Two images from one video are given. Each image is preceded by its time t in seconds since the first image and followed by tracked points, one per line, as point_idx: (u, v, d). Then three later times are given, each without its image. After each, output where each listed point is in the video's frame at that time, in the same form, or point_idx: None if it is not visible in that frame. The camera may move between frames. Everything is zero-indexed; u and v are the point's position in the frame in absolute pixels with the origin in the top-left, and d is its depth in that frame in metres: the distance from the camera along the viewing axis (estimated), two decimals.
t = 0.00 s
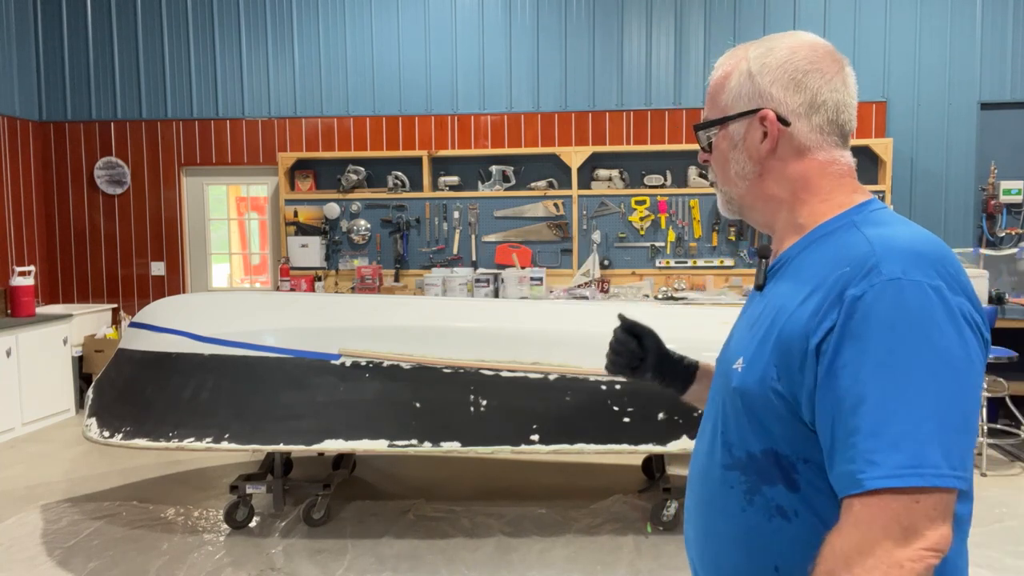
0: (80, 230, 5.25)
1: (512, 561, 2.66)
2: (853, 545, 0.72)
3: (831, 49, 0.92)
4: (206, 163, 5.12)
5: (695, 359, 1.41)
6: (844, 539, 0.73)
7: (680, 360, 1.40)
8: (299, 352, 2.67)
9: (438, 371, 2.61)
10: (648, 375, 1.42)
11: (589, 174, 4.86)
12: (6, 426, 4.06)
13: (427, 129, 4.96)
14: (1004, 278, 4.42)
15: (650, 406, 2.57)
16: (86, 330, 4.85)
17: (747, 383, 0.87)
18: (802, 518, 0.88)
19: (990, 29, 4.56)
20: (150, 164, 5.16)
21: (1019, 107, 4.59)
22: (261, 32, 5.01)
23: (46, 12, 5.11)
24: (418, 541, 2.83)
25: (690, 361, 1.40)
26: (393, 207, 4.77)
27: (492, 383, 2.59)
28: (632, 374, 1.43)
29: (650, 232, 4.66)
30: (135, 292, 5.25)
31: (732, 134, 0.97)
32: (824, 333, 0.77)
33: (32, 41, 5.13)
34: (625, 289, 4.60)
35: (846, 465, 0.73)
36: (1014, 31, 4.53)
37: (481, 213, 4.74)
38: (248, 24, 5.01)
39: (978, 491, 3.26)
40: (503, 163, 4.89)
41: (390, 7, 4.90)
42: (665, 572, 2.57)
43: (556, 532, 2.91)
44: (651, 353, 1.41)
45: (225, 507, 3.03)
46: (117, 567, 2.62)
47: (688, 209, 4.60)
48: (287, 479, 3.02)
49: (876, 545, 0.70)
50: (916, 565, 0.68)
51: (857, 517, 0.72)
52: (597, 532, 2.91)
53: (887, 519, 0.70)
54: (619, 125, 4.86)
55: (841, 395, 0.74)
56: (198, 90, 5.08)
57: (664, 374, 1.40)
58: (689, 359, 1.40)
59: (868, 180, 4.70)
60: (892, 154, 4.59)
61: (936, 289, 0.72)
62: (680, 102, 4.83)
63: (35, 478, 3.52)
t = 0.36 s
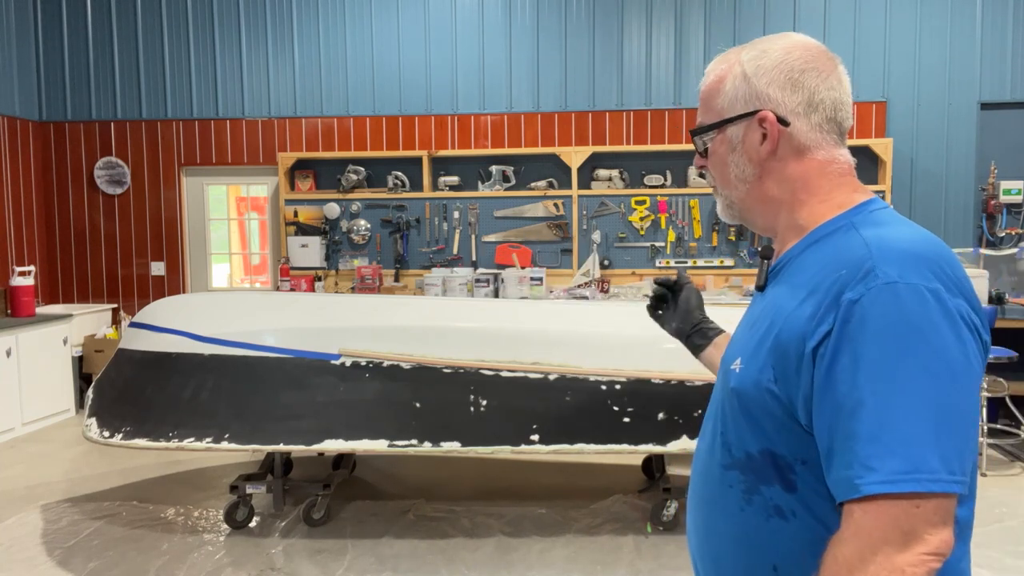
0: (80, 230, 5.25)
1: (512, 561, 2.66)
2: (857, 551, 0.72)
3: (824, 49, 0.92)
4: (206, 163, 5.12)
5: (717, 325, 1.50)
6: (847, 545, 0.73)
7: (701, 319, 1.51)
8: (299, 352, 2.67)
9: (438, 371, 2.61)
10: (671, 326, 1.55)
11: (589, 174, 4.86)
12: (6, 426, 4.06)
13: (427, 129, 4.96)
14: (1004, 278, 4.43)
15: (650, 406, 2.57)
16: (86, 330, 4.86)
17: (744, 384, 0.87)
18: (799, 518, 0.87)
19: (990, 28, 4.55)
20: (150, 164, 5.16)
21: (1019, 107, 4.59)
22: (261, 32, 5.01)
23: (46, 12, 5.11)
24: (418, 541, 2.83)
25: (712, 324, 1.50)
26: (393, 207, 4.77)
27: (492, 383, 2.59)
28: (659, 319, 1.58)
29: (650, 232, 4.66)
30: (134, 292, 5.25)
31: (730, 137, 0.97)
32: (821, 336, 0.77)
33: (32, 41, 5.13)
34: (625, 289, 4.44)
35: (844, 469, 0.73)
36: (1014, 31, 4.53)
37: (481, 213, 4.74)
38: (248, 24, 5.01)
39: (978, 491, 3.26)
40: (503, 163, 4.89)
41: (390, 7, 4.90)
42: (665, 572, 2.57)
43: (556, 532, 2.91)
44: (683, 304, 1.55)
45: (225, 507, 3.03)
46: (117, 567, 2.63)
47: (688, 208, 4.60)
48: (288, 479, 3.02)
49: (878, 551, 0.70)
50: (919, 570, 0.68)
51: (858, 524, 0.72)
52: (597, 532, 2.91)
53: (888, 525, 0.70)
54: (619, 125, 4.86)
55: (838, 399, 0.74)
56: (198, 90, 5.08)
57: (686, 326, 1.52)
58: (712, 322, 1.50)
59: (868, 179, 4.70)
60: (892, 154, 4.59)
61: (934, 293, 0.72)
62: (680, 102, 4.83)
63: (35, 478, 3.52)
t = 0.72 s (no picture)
0: (80, 231, 5.25)
1: (512, 561, 2.66)
2: (890, 562, 0.71)
3: (830, 45, 0.92)
4: (206, 163, 5.12)
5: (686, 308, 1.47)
6: (878, 556, 0.72)
7: (670, 302, 1.47)
8: (299, 352, 2.67)
9: (437, 371, 2.61)
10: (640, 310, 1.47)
11: (589, 174, 4.86)
12: (6, 426, 4.06)
13: (427, 129, 4.96)
14: (1005, 278, 4.47)
15: (650, 406, 2.57)
16: (86, 330, 4.85)
17: (750, 387, 0.87)
18: (802, 520, 0.87)
19: (990, 28, 4.55)
20: (150, 164, 5.16)
21: (1019, 107, 4.59)
22: (261, 33, 5.01)
23: (46, 12, 5.11)
24: (418, 542, 2.83)
25: (680, 307, 1.47)
26: (393, 207, 4.77)
27: (492, 383, 2.59)
28: (620, 306, 1.49)
29: (650, 232, 4.66)
30: (135, 292, 5.25)
31: (735, 134, 0.97)
32: (835, 341, 0.77)
33: (32, 41, 5.13)
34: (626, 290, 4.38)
35: (866, 476, 0.73)
36: (1014, 31, 4.53)
37: (481, 213, 4.74)
38: (248, 24, 5.01)
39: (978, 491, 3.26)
40: (503, 163, 4.89)
41: (391, 8, 4.90)
42: (665, 572, 2.57)
43: (556, 532, 2.91)
44: (643, 288, 1.50)
45: (225, 507, 3.03)
46: (117, 567, 2.63)
47: (688, 209, 4.60)
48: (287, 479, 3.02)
49: (913, 560, 0.70)
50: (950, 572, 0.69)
51: (888, 532, 0.72)
52: (597, 532, 2.91)
53: (919, 530, 0.70)
54: (619, 125, 4.86)
55: (856, 405, 0.74)
56: (199, 91, 5.08)
57: (654, 309, 1.47)
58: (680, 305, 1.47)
59: (868, 179, 4.70)
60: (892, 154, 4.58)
61: (949, 296, 0.72)
62: (680, 102, 4.82)
63: (35, 478, 3.52)
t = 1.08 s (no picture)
0: (80, 231, 5.25)
1: (512, 561, 2.66)
2: (888, 562, 0.72)
3: (830, 45, 0.92)
4: (206, 163, 5.12)
5: (686, 333, 1.43)
6: (876, 557, 0.73)
7: (669, 328, 1.45)
8: (300, 352, 2.67)
9: (438, 371, 2.61)
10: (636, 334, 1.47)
11: (589, 174, 4.86)
12: (6, 426, 4.06)
13: (427, 129, 4.96)
14: (1004, 278, 4.46)
15: (650, 406, 2.57)
16: (86, 330, 4.86)
17: (753, 388, 0.87)
18: (806, 524, 0.87)
19: (989, 28, 4.55)
20: (150, 164, 5.16)
21: (1019, 107, 4.59)
22: (261, 33, 5.01)
23: (46, 11, 5.11)
24: (418, 542, 2.83)
25: (679, 332, 1.44)
26: (393, 207, 4.77)
27: (492, 383, 2.60)
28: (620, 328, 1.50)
29: (650, 232, 4.66)
30: (135, 292, 5.25)
31: (732, 133, 0.97)
32: (840, 342, 0.77)
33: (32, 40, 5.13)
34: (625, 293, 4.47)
35: (870, 478, 0.73)
36: (1014, 30, 4.53)
37: (481, 213, 4.74)
38: (248, 24, 5.01)
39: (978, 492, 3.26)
40: (503, 163, 4.89)
41: (391, 8, 4.90)
42: (665, 572, 2.57)
43: (556, 532, 2.91)
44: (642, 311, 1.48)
45: (225, 507, 3.03)
46: (118, 567, 2.63)
47: (688, 208, 4.60)
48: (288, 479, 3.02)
49: (911, 561, 0.70)
50: None
51: (888, 533, 0.72)
52: (597, 532, 2.91)
53: (920, 533, 0.70)
54: (619, 126, 4.86)
55: (860, 407, 0.74)
56: (199, 91, 5.08)
57: (651, 335, 1.46)
58: (679, 330, 1.44)
59: (868, 179, 4.70)
60: (892, 154, 4.58)
61: (953, 297, 0.72)
62: (680, 102, 4.82)
63: (35, 478, 3.52)
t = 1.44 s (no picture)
0: (81, 231, 5.25)
1: (512, 561, 2.66)
2: (883, 547, 0.71)
3: (829, 44, 0.92)
4: (206, 163, 5.12)
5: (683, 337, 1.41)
6: (871, 540, 0.72)
7: (666, 333, 1.42)
8: (299, 352, 2.67)
9: (438, 371, 2.61)
10: (634, 340, 1.44)
11: (589, 174, 4.86)
12: (6, 426, 4.06)
13: (427, 129, 4.96)
14: (1004, 278, 4.46)
15: (650, 406, 2.57)
16: (86, 330, 4.86)
17: (754, 381, 0.87)
18: (813, 517, 0.87)
19: (989, 28, 4.56)
20: (150, 164, 5.16)
21: (1019, 107, 4.59)
22: (261, 32, 5.01)
23: (46, 11, 5.11)
24: (418, 541, 2.83)
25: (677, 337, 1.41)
26: (393, 207, 4.77)
27: (492, 383, 2.60)
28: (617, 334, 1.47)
29: (650, 232, 4.66)
30: (135, 292, 5.25)
31: (733, 132, 0.96)
32: (839, 331, 0.77)
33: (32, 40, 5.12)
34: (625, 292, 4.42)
35: (869, 464, 0.73)
36: (1013, 30, 4.53)
37: (481, 212, 4.74)
38: (248, 24, 5.01)
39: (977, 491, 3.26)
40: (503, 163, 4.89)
41: (391, 8, 4.90)
42: (665, 572, 2.57)
43: (556, 533, 2.91)
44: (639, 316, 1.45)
45: (225, 507, 3.03)
46: (118, 567, 2.62)
47: (688, 209, 4.60)
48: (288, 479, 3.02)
49: (907, 546, 0.70)
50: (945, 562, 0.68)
51: (883, 518, 0.72)
52: (597, 532, 2.92)
53: (916, 517, 0.70)
54: (619, 126, 4.86)
55: (859, 394, 0.74)
56: (199, 91, 5.08)
57: (650, 340, 1.43)
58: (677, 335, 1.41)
59: (868, 179, 4.70)
60: (892, 155, 4.58)
61: (950, 285, 0.72)
62: (680, 102, 4.83)
63: (35, 478, 3.52)
